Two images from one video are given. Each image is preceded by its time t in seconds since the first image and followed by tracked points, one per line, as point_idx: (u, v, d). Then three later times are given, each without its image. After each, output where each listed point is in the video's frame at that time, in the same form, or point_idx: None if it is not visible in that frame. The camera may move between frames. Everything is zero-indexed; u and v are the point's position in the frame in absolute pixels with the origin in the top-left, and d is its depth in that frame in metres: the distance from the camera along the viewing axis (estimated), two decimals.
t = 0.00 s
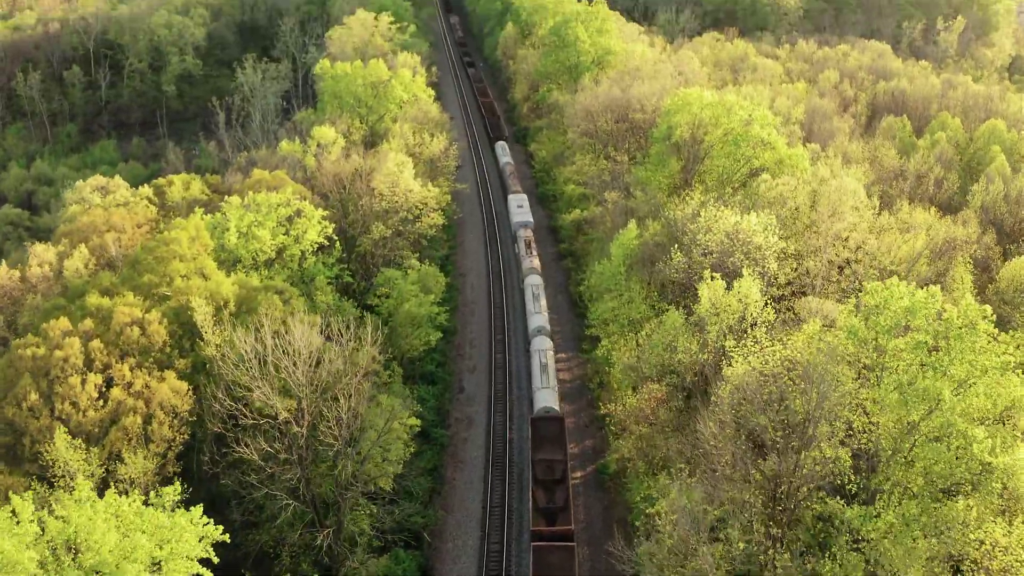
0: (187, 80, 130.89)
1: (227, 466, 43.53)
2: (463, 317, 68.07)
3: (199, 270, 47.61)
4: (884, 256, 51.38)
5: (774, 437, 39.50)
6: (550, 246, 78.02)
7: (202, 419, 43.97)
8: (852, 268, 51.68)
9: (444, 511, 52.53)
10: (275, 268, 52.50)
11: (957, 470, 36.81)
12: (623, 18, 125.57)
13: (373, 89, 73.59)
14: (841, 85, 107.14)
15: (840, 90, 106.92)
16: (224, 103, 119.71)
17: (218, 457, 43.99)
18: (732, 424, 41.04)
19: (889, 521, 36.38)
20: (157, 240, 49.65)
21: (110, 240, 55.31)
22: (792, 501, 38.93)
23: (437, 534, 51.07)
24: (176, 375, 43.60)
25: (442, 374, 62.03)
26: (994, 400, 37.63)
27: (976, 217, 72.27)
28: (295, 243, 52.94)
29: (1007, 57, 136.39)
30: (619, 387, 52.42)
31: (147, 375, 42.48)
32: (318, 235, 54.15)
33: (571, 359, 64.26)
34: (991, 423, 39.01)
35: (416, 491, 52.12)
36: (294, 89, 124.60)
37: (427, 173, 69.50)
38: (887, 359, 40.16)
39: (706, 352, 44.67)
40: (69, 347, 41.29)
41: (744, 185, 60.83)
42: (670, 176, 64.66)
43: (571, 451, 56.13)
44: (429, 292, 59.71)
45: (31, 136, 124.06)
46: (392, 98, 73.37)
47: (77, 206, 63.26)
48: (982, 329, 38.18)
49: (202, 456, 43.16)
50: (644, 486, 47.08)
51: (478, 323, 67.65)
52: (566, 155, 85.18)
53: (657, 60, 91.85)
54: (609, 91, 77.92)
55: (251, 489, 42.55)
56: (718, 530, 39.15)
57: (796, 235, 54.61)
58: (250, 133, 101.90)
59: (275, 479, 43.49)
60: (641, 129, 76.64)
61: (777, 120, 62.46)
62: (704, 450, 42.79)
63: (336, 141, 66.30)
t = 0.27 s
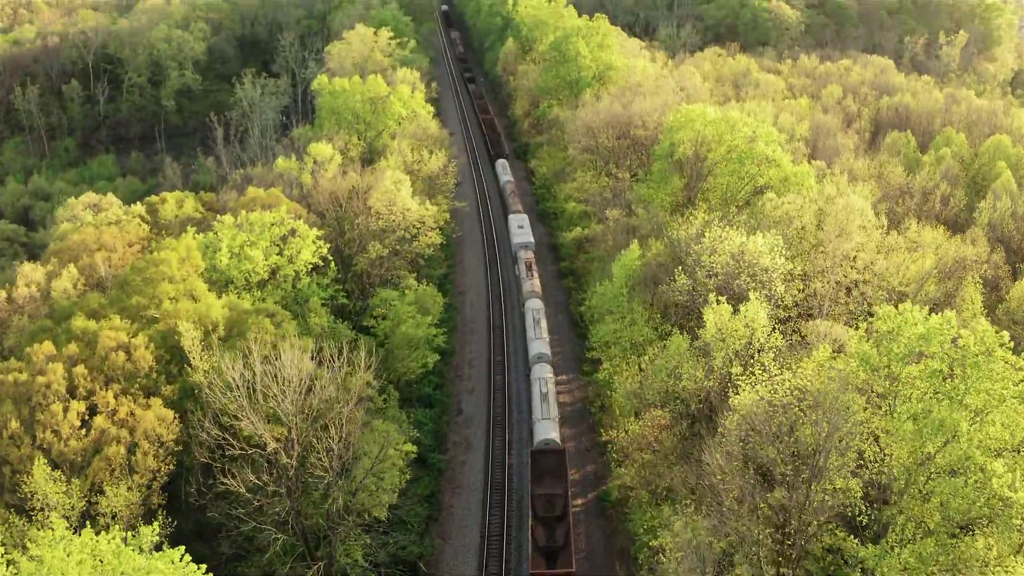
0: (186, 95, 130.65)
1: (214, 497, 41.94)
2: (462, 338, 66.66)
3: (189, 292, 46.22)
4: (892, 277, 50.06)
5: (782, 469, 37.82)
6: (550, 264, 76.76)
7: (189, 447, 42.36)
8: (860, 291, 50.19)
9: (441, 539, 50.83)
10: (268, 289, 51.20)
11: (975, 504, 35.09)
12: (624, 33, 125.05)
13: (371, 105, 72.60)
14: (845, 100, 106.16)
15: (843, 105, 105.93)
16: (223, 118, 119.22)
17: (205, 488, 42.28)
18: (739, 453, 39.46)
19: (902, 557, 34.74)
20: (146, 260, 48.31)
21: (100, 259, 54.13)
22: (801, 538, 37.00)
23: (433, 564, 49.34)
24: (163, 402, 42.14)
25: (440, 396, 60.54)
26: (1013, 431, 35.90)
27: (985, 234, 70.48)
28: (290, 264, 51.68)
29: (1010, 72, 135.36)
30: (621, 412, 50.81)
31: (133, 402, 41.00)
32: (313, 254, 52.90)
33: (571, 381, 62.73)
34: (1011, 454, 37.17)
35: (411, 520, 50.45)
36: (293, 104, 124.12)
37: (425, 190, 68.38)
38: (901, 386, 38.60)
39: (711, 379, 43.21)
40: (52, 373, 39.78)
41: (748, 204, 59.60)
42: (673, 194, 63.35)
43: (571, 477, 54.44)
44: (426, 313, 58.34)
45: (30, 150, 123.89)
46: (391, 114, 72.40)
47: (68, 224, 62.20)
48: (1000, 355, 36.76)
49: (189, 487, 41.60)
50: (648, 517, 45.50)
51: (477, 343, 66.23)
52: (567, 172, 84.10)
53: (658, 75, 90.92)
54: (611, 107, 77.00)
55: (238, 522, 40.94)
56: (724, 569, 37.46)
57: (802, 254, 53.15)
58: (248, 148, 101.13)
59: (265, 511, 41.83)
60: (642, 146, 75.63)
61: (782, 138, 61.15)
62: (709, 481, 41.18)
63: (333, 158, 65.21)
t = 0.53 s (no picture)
0: (184, 111, 130.16)
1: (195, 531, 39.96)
2: (459, 360, 64.79)
3: (174, 315, 44.44)
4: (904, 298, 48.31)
5: (794, 505, 35.85)
6: (550, 284, 75.10)
7: (170, 479, 40.39)
8: (871, 313, 48.49)
9: (436, 573, 48.61)
10: (258, 312, 49.50)
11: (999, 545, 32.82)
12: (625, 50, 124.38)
13: (368, 122, 71.39)
14: (848, 116, 105.04)
15: (847, 122, 104.79)
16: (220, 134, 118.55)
17: (186, 521, 40.28)
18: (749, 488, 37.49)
19: None
20: (131, 280, 46.38)
21: (85, 279, 52.51)
22: None
23: None
24: (144, 431, 40.21)
25: (436, 421, 58.50)
26: None
27: (995, 253, 68.57)
28: (281, 284, 50.06)
29: (1013, 88, 134.40)
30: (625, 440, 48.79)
31: (112, 430, 38.96)
32: (304, 275, 51.25)
33: (572, 405, 60.73)
34: None
35: (405, 553, 48.30)
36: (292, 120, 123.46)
37: (422, 209, 66.93)
38: (920, 417, 36.59)
39: (718, 408, 41.28)
40: (28, 400, 37.64)
41: (753, 223, 58.04)
42: (675, 212, 61.83)
43: (571, 506, 52.23)
44: (422, 335, 56.54)
45: (25, 166, 123.21)
46: (388, 131, 71.17)
47: (56, 242, 60.77)
48: None
49: (169, 521, 39.55)
50: (652, 552, 43.37)
51: (475, 365, 64.35)
52: (567, 190, 82.77)
53: (660, 92, 89.97)
54: (612, 124, 75.74)
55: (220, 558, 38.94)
56: None
57: (811, 275, 51.51)
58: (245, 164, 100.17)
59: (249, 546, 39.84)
60: (644, 163, 74.22)
61: (787, 155, 59.63)
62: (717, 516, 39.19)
63: (328, 176, 63.89)
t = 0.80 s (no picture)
0: (182, 124, 129.83)
1: (177, 559, 38.18)
2: (457, 378, 63.18)
3: (161, 333, 42.92)
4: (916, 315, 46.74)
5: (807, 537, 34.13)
6: (550, 300, 73.68)
7: (152, 505, 38.64)
8: (882, 331, 46.93)
9: None
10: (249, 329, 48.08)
11: None
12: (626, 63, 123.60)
13: (365, 134, 70.26)
14: (852, 130, 103.86)
15: (851, 135, 103.58)
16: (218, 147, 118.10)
17: (168, 549, 38.50)
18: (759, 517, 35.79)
19: None
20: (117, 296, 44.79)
21: (72, 294, 50.98)
22: None
23: None
24: (125, 454, 38.49)
25: (433, 441, 56.79)
26: None
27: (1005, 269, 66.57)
28: (274, 301, 48.62)
29: (1016, 101, 133.29)
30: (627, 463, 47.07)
31: (92, 454, 37.16)
32: (297, 292, 49.81)
33: (573, 425, 59.02)
34: None
35: None
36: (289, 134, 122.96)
37: (420, 224, 65.62)
38: (935, 441, 34.84)
39: (725, 431, 39.66)
40: (4, 421, 35.65)
41: (757, 238, 56.76)
42: (679, 227, 60.49)
43: (572, 530, 50.30)
44: (419, 353, 55.02)
45: (21, 178, 122.74)
46: (386, 144, 70.01)
47: (44, 257, 59.48)
48: None
49: (151, 550, 37.78)
50: None
51: (473, 383, 62.67)
52: (568, 204, 81.53)
53: (662, 105, 89.02)
54: (614, 138, 74.55)
55: None
56: None
57: (820, 292, 50.05)
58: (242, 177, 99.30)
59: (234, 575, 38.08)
60: (646, 177, 73.05)
61: (793, 169, 58.21)
62: (725, 545, 37.39)
63: (324, 189, 62.67)
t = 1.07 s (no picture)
0: (181, 137, 129.68)
1: None
2: (455, 394, 61.49)
3: (146, 349, 41.29)
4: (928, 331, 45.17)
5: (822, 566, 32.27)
6: (551, 315, 72.17)
7: (133, 531, 36.74)
8: (893, 348, 45.31)
9: None
10: (239, 345, 46.58)
11: None
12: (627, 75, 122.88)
13: (362, 146, 69.08)
14: (856, 142, 102.67)
15: (855, 147, 102.38)
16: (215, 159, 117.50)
17: None
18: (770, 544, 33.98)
19: None
20: (102, 310, 43.16)
21: (56, 308, 49.40)
22: None
23: None
24: (106, 477, 36.62)
25: (430, 460, 54.97)
26: None
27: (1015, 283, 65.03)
28: (265, 316, 47.12)
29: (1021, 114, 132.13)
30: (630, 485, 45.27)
31: (70, 476, 35.20)
32: (289, 306, 48.32)
33: (573, 444, 57.24)
34: None
35: None
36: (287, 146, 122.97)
37: (417, 237, 64.23)
38: (955, 462, 33.04)
39: (733, 453, 37.96)
40: None
41: (763, 251, 55.31)
42: (682, 240, 59.05)
43: (573, 554, 48.34)
44: (415, 369, 53.38)
45: (18, 190, 122.30)
46: (383, 156, 68.76)
47: (32, 269, 58.19)
48: None
49: None
50: None
51: (471, 400, 60.97)
52: (568, 217, 80.21)
53: (663, 117, 88.04)
54: (615, 149, 73.16)
55: None
56: None
57: (829, 307, 48.47)
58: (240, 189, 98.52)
59: None
60: (648, 189, 71.77)
61: (800, 181, 56.79)
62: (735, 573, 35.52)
63: (320, 201, 61.39)
